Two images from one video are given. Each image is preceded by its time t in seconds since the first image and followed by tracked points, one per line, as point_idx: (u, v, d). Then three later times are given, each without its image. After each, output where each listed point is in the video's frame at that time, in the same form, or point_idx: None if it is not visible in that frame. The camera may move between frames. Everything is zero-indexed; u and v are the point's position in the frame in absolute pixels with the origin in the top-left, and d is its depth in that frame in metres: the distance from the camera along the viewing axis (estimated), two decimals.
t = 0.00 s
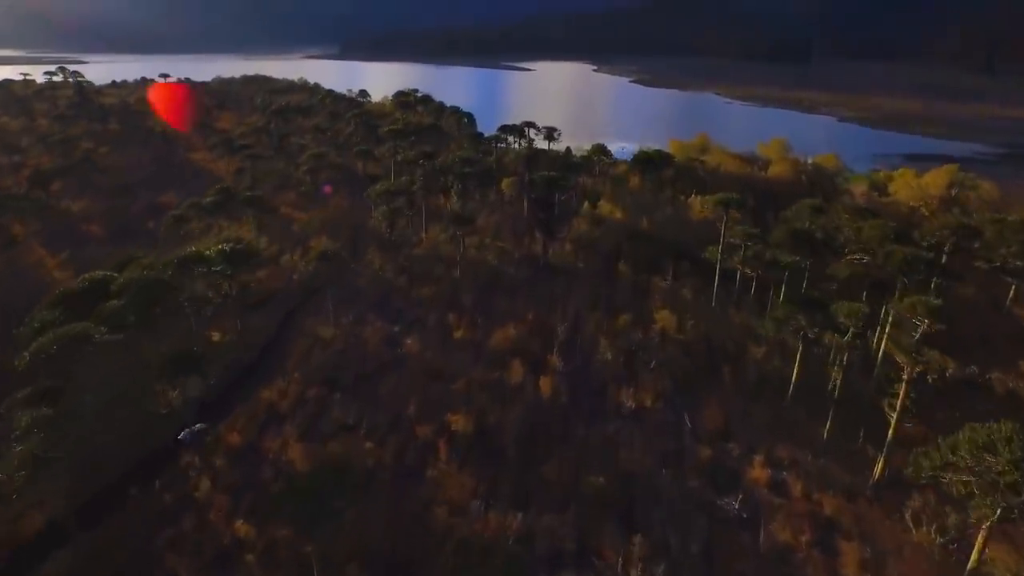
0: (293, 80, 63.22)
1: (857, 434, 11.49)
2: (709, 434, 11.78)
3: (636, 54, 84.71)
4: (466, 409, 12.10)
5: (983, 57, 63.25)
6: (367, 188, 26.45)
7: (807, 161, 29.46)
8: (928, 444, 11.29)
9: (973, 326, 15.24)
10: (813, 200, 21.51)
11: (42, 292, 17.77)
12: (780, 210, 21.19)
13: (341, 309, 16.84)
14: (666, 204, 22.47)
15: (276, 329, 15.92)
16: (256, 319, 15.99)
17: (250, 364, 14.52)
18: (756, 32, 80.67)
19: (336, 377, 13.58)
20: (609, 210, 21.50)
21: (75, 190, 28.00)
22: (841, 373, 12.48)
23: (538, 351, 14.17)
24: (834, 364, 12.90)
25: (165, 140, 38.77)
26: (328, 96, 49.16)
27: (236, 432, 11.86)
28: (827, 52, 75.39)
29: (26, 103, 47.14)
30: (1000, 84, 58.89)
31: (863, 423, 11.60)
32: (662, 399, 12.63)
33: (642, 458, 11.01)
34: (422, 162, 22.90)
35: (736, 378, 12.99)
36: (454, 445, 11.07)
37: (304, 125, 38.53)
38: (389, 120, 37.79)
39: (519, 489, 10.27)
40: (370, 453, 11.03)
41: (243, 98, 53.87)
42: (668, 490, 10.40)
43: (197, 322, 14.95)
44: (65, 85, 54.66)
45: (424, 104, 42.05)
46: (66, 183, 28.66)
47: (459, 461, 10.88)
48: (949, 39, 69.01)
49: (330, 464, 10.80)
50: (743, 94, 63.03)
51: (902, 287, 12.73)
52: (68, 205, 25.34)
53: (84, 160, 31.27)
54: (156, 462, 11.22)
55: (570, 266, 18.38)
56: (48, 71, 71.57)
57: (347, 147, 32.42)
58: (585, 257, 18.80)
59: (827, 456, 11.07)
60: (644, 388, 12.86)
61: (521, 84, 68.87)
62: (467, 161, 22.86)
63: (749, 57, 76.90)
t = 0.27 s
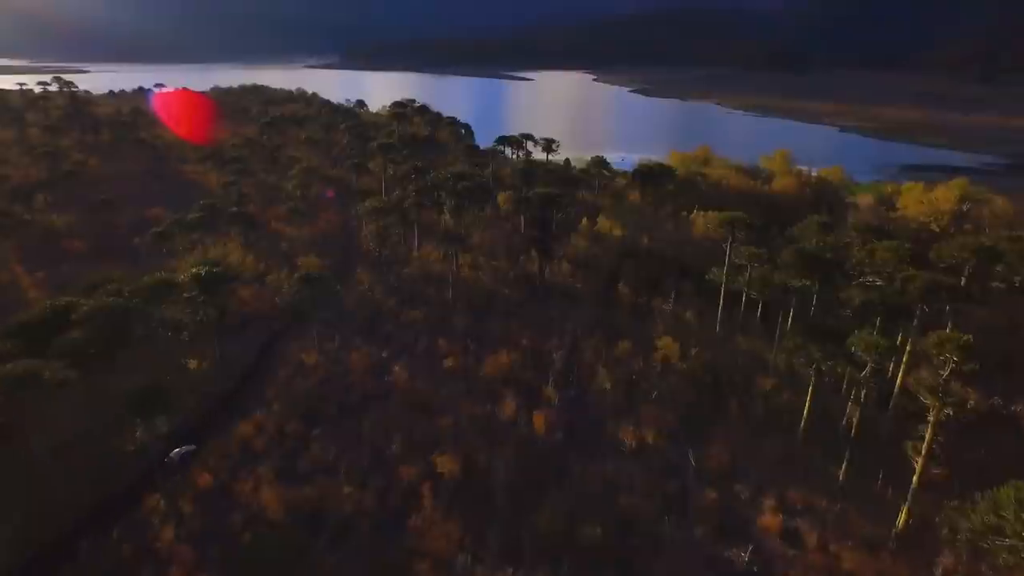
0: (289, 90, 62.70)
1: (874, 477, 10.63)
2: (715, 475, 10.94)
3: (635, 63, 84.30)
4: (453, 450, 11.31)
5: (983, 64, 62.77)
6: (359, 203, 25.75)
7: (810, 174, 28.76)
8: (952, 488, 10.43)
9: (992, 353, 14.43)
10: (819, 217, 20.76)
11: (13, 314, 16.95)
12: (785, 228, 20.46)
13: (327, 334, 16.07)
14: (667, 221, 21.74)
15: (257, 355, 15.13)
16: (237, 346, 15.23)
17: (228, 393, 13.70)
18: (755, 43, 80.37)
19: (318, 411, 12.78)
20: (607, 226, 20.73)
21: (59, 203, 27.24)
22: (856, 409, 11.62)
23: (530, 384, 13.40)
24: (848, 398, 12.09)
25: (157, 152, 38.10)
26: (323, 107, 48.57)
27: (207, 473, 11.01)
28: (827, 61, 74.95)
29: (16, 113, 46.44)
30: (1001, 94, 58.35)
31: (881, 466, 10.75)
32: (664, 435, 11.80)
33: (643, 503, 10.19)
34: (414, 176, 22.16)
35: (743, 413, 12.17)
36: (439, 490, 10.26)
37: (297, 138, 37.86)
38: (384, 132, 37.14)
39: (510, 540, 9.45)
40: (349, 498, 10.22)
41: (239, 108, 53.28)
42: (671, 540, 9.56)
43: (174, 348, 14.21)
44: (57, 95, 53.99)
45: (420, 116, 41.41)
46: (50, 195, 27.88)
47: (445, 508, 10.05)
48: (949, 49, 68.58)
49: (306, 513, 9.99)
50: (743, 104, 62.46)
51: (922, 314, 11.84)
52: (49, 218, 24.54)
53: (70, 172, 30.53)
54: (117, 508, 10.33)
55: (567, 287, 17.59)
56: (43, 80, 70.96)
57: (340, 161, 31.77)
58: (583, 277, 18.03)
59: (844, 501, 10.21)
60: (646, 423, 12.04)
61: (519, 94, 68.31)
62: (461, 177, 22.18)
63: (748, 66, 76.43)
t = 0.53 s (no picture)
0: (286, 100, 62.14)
1: (897, 526, 9.76)
2: (723, 521, 10.10)
3: (635, 73, 83.79)
4: (439, 494, 10.47)
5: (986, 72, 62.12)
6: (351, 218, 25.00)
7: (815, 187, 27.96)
8: (983, 537, 9.54)
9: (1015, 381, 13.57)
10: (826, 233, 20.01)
11: None
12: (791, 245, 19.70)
13: (311, 361, 15.26)
14: (668, 237, 20.95)
15: (236, 384, 14.31)
16: (215, 374, 14.42)
17: (203, 425, 12.90)
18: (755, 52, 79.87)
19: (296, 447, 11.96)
20: (607, 242, 19.94)
21: (43, 217, 26.51)
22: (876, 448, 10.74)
23: (524, 417, 12.56)
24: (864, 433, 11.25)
25: (148, 164, 37.42)
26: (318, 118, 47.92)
27: (173, 520, 10.19)
28: (827, 70, 74.40)
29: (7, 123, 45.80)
30: (1004, 102, 57.66)
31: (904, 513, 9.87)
32: (667, 475, 10.97)
33: (644, 555, 9.35)
34: (406, 191, 21.42)
35: (752, 450, 11.34)
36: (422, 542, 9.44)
37: (291, 149, 37.17)
38: (379, 144, 36.45)
39: None
40: (324, 550, 9.38)
41: (234, 118, 52.65)
42: None
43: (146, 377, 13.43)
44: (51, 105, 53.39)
45: (416, 127, 40.73)
46: (35, 209, 27.15)
47: (429, 563, 9.22)
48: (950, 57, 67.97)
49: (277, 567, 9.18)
50: (744, 114, 61.82)
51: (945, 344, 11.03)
52: (31, 232, 23.78)
53: (57, 185, 29.82)
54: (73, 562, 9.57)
55: (565, 309, 16.78)
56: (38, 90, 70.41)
57: (333, 174, 31.07)
58: (582, 298, 17.23)
59: (864, 553, 9.35)
60: (647, 462, 11.19)
61: (518, 104, 67.73)
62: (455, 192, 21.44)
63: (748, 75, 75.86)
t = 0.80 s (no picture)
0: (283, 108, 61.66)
1: None
2: (730, 565, 9.41)
3: (635, 82, 83.42)
4: (427, 538, 9.83)
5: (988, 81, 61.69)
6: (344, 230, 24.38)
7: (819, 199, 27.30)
8: None
9: None
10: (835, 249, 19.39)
11: None
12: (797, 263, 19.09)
13: (296, 384, 14.59)
14: (669, 252, 20.31)
15: (218, 409, 13.65)
16: (194, 398, 13.74)
17: (181, 453, 12.28)
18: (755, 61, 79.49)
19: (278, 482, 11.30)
20: (606, 257, 19.27)
21: (29, 229, 25.89)
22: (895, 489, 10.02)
23: (518, 448, 11.88)
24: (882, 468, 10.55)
25: (140, 173, 36.85)
26: (315, 127, 47.44)
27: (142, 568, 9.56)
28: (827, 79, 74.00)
29: None
30: (1005, 111, 57.18)
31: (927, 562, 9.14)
32: (669, 512, 10.28)
33: None
34: (399, 204, 20.78)
35: (759, 484, 10.66)
36: None
37: (285, 159, 36.60)
38: (375, 154, 35.87)
39: None
40: None
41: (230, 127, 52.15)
42: None
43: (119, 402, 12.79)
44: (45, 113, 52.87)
45: (413, 136, 40.14)
46: (21, 220, 26.52)
47: None
48: (951, 66, 67.56)
49: None
50: (744, 123, 61.29)
51: (967, 373, 10.31)
52: (14, 244, 23.14)
53: (45, 196, 29.20)
54: None
55: (562, 329, 16.12)
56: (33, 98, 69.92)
57: (327, 185, 30.46)
58: (580, 317, 16.57)
59: None
60: (648, 497, 10.49)
61: (518, 112, 67.31)
62: (450, 205, 20.83)
63: (748, 83, 75.45)
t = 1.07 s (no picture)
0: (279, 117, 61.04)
1: None
2: None
3: (634, 92, 82.92)
4: None
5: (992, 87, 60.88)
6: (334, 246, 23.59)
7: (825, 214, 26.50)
8: None
9: None
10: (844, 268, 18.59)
11: None
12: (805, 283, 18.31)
13: (277, 415, 13.76)
14: (671, 270, 19.53)
15: (191, 442, 12.82)
16: (165, 429, 12.91)
17: (147, 494, 11.42)
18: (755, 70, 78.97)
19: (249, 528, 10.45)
20: (606, 275, 18.46)
21: (10, 245, 25.11)
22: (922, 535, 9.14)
23: (510, 488, 11.06)
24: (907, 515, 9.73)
25: (130, 184, 36.12)
26: (310, 137, 46.77)
27: None
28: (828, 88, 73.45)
29: None
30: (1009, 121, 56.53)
31: None
32: (673, 564, 9.41)
33: None
34: (390, 221, 20.00)
35: (771, 532, 9.82)
36: None
37: (278, 172, 35.88)
38: (369, 166, 35.13)
39: None
40: None
41: (225, 138, 51.57)
42: None
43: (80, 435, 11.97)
44: (37, 123, 52.16)
45: (409, 147, 39.39)
46: (3, 236, 25.75)
47: None
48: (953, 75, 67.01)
49: None
50: (745, 133, 60.63)
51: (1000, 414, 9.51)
52: None
53: (29, 209, 28.44)
54: None
55: (559, 354, 15.30)
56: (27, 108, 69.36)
57: (320, 199, 29.69)
58: (578, 341, 15.76)
59: None
60: (651, 547, 9.65)
61: (516, 122, 66.75)
62: (443, 224, 20.08)
63: (747, 93, 74.92)
